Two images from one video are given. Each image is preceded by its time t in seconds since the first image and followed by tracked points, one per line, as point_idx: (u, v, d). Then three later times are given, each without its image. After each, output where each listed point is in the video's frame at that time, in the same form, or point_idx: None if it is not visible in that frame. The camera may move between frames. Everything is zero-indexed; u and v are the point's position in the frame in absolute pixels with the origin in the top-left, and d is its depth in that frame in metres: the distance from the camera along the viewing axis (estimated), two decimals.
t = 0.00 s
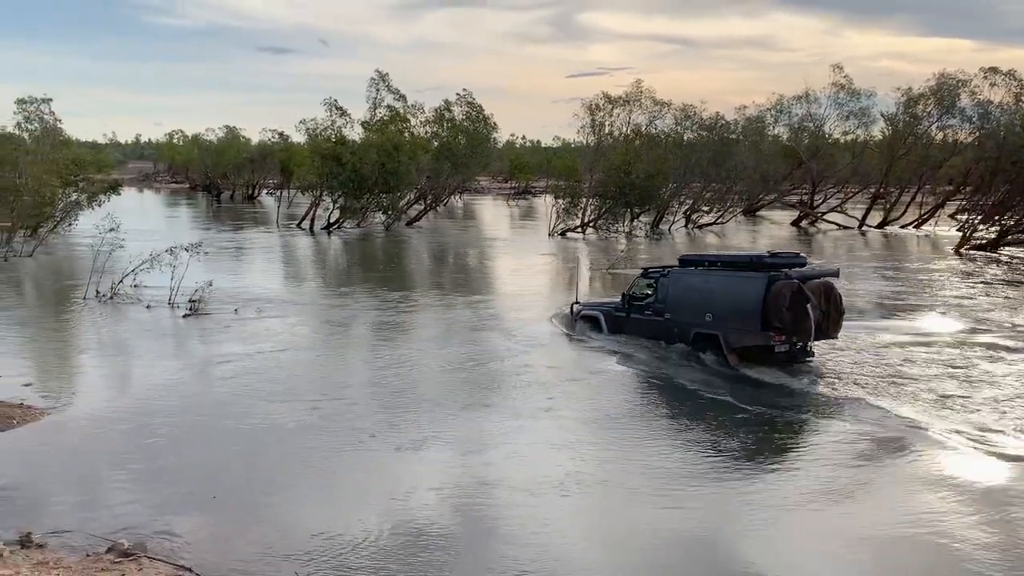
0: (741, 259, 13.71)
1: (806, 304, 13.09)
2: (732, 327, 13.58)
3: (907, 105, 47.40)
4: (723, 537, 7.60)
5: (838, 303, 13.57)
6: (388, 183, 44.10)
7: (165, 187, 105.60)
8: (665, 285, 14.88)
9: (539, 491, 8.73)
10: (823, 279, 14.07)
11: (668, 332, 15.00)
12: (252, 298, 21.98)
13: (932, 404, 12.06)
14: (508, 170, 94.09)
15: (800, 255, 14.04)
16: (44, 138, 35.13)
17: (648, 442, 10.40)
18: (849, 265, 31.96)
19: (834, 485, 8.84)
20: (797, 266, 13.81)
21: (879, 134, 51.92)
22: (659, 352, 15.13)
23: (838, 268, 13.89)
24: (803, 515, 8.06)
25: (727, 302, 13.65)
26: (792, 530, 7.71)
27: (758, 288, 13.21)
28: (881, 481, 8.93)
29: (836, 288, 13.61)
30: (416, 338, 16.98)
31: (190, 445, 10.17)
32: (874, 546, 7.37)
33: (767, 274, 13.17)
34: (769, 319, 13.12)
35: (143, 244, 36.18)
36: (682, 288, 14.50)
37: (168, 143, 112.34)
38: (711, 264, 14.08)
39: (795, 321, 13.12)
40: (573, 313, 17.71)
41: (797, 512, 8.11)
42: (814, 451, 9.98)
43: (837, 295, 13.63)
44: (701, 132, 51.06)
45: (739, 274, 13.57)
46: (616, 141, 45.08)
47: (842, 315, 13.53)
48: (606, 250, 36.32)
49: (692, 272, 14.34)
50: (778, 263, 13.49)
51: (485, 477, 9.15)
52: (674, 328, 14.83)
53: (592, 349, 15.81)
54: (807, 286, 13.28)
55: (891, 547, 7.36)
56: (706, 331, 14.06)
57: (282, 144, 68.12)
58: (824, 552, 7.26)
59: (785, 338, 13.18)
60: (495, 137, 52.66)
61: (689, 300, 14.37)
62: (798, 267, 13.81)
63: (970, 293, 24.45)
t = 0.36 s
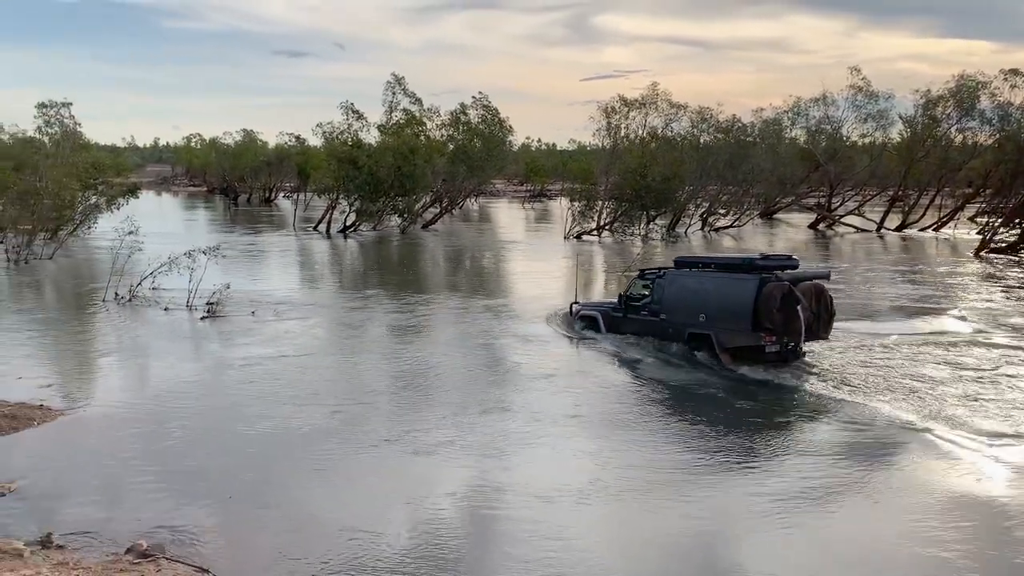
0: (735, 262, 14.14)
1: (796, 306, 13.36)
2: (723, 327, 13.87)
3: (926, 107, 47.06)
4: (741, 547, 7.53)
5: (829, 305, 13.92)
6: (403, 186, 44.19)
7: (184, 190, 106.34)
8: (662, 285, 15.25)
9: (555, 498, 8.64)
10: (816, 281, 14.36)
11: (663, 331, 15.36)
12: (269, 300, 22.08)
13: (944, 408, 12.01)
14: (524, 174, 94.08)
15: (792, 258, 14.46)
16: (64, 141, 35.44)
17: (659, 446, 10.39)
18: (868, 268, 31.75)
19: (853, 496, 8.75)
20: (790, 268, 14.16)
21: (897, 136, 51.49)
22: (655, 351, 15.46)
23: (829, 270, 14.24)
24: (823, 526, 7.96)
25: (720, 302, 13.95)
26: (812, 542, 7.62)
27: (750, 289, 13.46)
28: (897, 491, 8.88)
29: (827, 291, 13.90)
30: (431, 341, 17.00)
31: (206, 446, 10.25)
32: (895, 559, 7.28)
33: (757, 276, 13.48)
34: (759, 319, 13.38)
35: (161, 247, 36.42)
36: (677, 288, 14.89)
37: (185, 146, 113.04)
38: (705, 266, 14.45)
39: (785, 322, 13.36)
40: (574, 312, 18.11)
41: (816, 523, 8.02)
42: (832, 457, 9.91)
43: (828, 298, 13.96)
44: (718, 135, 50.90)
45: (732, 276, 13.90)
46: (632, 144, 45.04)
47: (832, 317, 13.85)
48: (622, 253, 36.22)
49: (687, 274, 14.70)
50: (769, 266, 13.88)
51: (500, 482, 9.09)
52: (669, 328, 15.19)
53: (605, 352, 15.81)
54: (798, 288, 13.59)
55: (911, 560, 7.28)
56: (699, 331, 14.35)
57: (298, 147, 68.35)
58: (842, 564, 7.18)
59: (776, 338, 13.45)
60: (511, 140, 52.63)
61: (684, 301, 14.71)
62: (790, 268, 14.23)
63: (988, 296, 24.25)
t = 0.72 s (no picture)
0: (721, 260, 14.52)
1: (782, 302, 13.88)
2: (712, 323, 14.46)
3: (941, 103, 46.65)
4: (758, 549, 7.43)
5: (816, 302, 14.56)
6: (416, 185, 44.19)
7: (197, 189, 106.79)
8: (654, 283, 15.79)
9: (569, 499, 8.55)
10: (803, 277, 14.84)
11: (656, 326, 15.91)
12: (281, 299, 22.15)
13: (956, 407, 11.96)
14: (536, 172, 93.94)
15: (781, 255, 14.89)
16: (78, 140, 35.59)
17: (670, 445, 10.36)
18: (882, 266, 31.52)
19: (871, 498, 8.64)
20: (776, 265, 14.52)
21: (912, 133, 50.94)
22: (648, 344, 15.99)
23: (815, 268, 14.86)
24: (841, 529, 7.85)
25: (709, 299, 14.51)
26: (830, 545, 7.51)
27: (737, 287, 13.98)
28: (913, 491, 8.80)
29: (813, 288, 14.44)
30: (443, 339, 17.03)
31: (219, 443, 10.31)
32: (916, 564, 7.16)
33: (745, 273, 13.96)
34: (746, 316, 13.94)
35: (175, 246, 36.53)
36: (668, 285, 15.49)
37: (199, 145, 113.49)
38: (692, 264, 14.98)
39: (772, 318, 13.91)
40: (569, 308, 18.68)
41: (833, 525, 7.92)
42: (847, 458, 9.84)
43: (814, 293, 14.56)
44: (730, 132, 50.69)
45: (720, 274, 14.41)
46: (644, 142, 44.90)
47: (821, 311, 14.48)
48: (635, 251, 36.10)
49: (677, 271, 15.23)
50: (756, 263, 14.26)
51: (512, 482, 9.03)
52: (660, 323, 15.75)
53: (616, 351, 15.79)
54: (784, 285, 14.11)
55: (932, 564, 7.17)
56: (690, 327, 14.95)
57: (311, 146, 68.44)
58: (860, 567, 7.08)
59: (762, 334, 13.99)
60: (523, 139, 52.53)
61: (675, 298, 15.27)
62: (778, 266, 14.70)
63: (1003, 293, 24.08)
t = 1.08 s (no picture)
0: (711, 254, 14.84)
1: (769, 295, 14.11)
2: (701, 316, 14.73)
3: (956, 97, 46.26)
4: (772, 547, 7.38)
5: (803, 295, 14.68)
6: (427, 180, 44.20)
7: (210, 184, 107.32)
8: (648, 276, 16.14)
9: (584, 496, 8.51)
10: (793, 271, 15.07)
11: (649, 318, 16.23)
12: (293, 293, 22.21)
13: (970, 403, 11.86)
14: (547, 167, 93.79)
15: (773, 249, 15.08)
16: (92, 136, 35.74)
17: (680, 441, 10.32)
18: (896, 260, 31.32)
19: (888, 495, 8.57)
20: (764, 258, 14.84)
21: (926, 127, 50.54)
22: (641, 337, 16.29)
23: (802, 261, 14.97)
24: (858, 527, 7.78)
25: (699, 291, 14.81)
26: (846, 543, 7.44)
27: (725, 280, 14.25)
28: (927, 487, 8.75)
29: (802, 281, 14.63)
30: (456, 333, 17.06)
31: (232, 436, 10.38)
32: (932, 564, 7.09)
33: (733, 267, 14.21)
34: (734, 308, 14.19)
35: (188, 241, 36.66)
36: (661, 278, 15.78)
37: (211, 141, 113.83)
38: (684, 257, 15.32)
39: (759, 311, 14.16)
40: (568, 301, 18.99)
41: (848, 523, 7.86)
42: (861, 454, 9.80)
43: (802, 286, 14.68)
44: (742, 126, 50.48)
45: (710, 267, 14.73)
46: (656, 136, 44.77)
47: (808, 303, 14.59)
48: (646, 246, 36.00)
49: (670, 264, 15.58)
50: (743, 256, 14.63)
51: (524, 478, 9.03)
52: (654, 316, 16.01)
53: (627, 346, 15.78)
54: (772, 278, 14.35)
55: (950, 564, 7.08)
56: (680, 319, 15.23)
57: (323, 141, 68.55)
58: (875, 566, 7.02)
59: (750, 326, 14.21)
60: (535, 133, 52.42)
61: (668, 291, 15.58)
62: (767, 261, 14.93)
63: (1019, 288, 23.90)
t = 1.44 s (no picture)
0: (702, 245, 15.19)
1: (757, 286, 14.58)
2: (692, 305, 15.17)
3: (970, 89, 45.93)
4: (785, 545, 7.33)
5: (792, 287, 15.10)
6: (438, 174, 44.21)
7: (222, 178, 107.74)
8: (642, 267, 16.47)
9: (598, 493, 8.46)
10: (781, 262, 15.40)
11: (642, 308, 16.57)
12: (305, 287, 22.31)
13: (985, 399, 11.77)
14: (558, 160, 93.65)
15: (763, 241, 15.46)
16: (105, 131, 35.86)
17: (691, 438, 10.25)
18: (909, 254, 31.17)
19: (907, 494, 8.46)
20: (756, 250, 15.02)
21: (940, 120, 50.13)
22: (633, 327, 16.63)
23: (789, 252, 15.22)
24: (874, 526, 7.70)
25: (691, 282, 15.22)
26: (861, 542, 7.37)
27: (715, 270, 14.70)
28: (940, 485, 8.70)
29: (790, 272, 15.09)
30: (466, 328, 17.07)
31: (245, 430, 10.44)
32: (947, 563, 7.00)
33: (723, 258, 14.65)
34: (723, 299, 14.63)
35: (201, 236, 36.78)
36: (654, 269, 16.17)
37: (223, 136, 114.33)
38: (676, 249, 15.68)
39: (747, 301, 14.61)
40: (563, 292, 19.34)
41: (865, 522, 7.79)
42: (873, 450, 9.75)
43: (789, 277, 15.08)
44: (754, 119, 50.23)
45: (702, 258, 15.11)
46: (667, 130, 44.63)
47: (795, 293, 15.03)
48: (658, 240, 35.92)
49: (663, 255, 15.96)
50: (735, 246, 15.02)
51: (533, 473, 9.02)
52: (647, 306, 16.38)
53: (639, 340, 15.72)
54: (760, 270, 14.78)
55: (964, 563, 7.02)
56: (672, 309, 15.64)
57: (334, 136, 68.70)
58: (888, 564, 6.97)
59: (739, 316, 14.65)
60: (546, 127, 52.33)
61: (660, 282, 15.95)
62: (757, 251, 15.20)
63: None
